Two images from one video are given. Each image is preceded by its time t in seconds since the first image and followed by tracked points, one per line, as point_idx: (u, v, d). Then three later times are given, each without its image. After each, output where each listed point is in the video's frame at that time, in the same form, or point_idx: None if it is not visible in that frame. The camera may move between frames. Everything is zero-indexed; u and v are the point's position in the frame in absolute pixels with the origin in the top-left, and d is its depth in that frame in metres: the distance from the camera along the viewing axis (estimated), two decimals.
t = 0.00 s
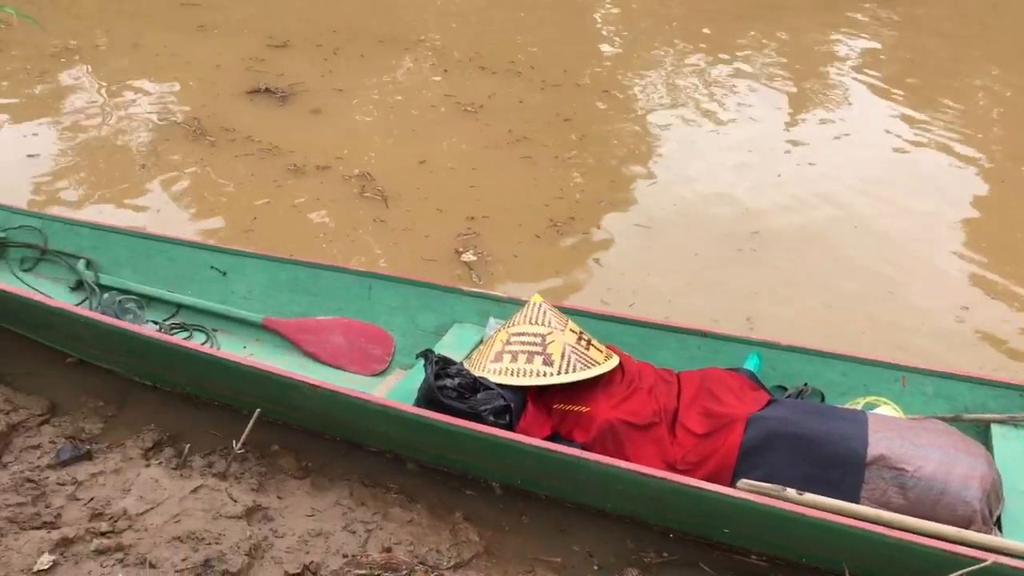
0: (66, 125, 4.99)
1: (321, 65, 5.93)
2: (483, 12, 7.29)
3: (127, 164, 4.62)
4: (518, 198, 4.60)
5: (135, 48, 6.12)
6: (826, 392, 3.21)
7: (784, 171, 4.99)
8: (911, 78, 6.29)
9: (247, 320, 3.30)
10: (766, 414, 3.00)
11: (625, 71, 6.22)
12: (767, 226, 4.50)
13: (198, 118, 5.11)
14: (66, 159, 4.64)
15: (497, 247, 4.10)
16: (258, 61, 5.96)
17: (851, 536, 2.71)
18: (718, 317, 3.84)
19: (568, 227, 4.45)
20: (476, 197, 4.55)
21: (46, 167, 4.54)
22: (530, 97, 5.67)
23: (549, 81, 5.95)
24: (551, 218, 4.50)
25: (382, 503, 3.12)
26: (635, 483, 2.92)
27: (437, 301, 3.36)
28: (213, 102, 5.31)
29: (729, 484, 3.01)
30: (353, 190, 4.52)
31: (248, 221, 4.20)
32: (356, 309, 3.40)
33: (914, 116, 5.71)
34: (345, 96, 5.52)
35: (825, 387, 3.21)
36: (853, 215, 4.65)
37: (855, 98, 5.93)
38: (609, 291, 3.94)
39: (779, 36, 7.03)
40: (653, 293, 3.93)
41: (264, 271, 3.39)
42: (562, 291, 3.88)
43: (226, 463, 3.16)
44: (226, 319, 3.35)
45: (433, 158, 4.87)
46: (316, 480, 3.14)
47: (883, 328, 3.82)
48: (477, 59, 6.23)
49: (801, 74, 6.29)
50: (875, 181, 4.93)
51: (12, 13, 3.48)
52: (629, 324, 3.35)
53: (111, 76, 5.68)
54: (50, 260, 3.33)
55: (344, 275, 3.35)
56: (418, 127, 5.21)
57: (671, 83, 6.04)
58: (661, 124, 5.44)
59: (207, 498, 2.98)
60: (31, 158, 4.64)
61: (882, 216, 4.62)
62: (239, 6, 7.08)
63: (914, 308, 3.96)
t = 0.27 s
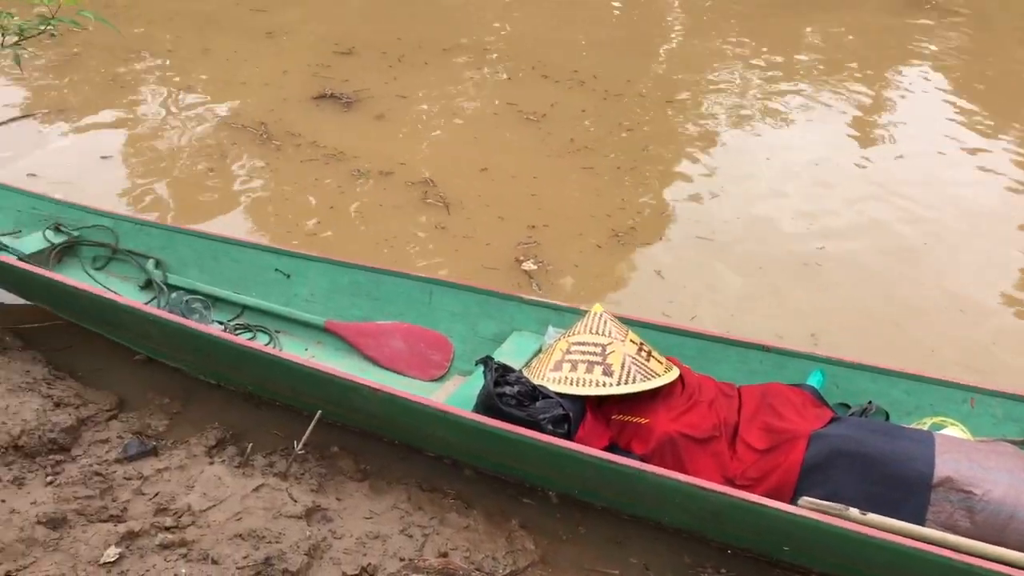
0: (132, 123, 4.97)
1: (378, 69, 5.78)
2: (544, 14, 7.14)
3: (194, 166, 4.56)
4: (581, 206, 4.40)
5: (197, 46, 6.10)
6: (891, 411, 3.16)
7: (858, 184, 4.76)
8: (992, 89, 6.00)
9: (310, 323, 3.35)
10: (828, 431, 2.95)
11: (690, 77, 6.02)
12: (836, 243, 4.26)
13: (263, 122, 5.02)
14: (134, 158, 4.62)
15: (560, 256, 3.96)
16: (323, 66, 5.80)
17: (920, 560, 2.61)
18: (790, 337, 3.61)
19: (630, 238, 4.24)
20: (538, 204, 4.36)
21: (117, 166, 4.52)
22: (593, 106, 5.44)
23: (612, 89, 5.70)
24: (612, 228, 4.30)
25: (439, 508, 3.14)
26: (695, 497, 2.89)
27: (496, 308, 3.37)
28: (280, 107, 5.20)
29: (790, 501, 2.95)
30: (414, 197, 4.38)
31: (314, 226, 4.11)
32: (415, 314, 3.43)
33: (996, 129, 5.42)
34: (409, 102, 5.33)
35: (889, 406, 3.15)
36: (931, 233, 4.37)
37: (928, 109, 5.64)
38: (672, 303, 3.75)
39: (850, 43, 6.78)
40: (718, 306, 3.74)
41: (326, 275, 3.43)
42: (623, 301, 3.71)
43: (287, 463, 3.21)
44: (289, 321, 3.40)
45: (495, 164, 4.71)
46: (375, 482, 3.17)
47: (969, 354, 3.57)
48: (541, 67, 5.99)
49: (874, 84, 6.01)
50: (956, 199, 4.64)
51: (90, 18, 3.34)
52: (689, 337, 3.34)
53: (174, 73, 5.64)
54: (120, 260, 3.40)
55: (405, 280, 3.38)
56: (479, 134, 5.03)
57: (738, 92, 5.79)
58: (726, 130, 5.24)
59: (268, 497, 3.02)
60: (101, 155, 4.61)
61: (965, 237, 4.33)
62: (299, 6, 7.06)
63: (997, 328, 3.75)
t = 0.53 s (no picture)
0: (198, 128, 5.06)
1: (437, 78, 5.81)
2: (602, 24, 7.10)
3: (258, 170, 4.64)
4: (639, 218, 4.35)
5: (261, 55, 6.21)
6: (955, 434, 3.09)
7: (926, 201, 4.61)
8: None
9: (368, 330, 3.39)
10: (890, 452, 2.89)
11: (751, 90, 5.91)
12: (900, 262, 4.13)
13: (324, 129, 5.08)
14: (199, 162, 4.69)
15: (618, 267, 3.94)
16: (384, 75, 5.85)
17: None
18: (855, 356, 3.49)
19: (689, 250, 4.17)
20: (596, 216, 4.35)
21: (184, 169, 4.59)
22: (654, 117, 5.38)
23: (671, 101, 5.64)
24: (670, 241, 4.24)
25: (492, 517, 3.13)
26: (752, 515, 2.83)
27: (553, 319, 3.38)
28: (341, 115, 5.26)
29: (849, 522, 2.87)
30: (472, 205, 4.40)
31: (373, 230, 4.16)
32: (472, 323, 3.45)
33: None
34: (469, 112, 5.35)
35: (953, 429, 3.09)
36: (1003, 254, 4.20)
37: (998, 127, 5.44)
38: (732, 318, 3.69)
39: (916, 57, 6.60)
40: (780, 321, 3.65)
41: (384, 282, 3.47)
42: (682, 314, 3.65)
43: (343, 467, 3.23)
44: (347, 327, 3.44)
45: (553, 175, 4.69)
46: (428, 489, 3.18)
47: None
48: (601, 78, 5.94)
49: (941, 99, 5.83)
50: None
51: (162, 24, 3.37)
52: (748, 352, 3.31)
53: (239, 81, 5.74)
54: (185, 262, 3.48)
55: (462, 289, 3.40)
56: (537, 145, 5.02)
57: (799, 106, 5.67)
58: (789, 145, 5.13)
59: (324, 500, 3.05)
60: (168, 160, 4.68)
61: None
62: (360, 15, 7.14)
63: None
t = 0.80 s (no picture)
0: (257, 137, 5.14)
1: (492, 91, 5.84)
2: (656, 39, 7.08)
3: (315, 179, 4.71)
4: (696, 234, 4.32)
5: (320, 65, 6.31)
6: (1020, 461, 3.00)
7: (992, 222, 4.47)
8: None
9: (420, 340, 3.41)
10: (950, 479, 2.79)
11: (809, 106, 5.83)
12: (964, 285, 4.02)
13: (380, 140, 5.13)
14: (258, 170, 4.77)
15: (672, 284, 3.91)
16: (441, 87, 5.90)
17: None
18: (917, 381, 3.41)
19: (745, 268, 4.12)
20: (651, 231, 4.33)
21: (243, 177, 4.67)
22: (710, 133, 5.34)
23: (728, 116, 5.59)
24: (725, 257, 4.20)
25: (542, 531, 3.12)
26: (808, 539, 2.76)
27: (606, 334, 3.35)
28: (397, 126, 5.31)
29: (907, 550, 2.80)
30: (527, 218, 4.41)
31: (428, 240, 4.19)
32: (524, 336, 3.45)
33: None
34: (525, 125, 5.37)
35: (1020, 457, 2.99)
36: None
37: None
38: (788, 338, 3.63)
39: (980, 74, 6.45)
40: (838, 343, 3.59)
41: (437, 293, 3.48)
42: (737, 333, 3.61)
43: (394, 477, 3.24)
44: (399, 336, 3.47)
45: (608, 190, 4.68)
46: (478, 502, 3.18)
47: None
48: (657, 93, 5.92)
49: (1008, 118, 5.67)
50: None
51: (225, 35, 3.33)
52: (804, 372, 3.26)
53: (298, 91, 5.83)
54: (242, 269, 3.55)
55: (515, 302, 3.40)
56: (592, 159, 5.01)
57: (858, 122, 5.56)
58: (848, 163, 5.04)
59: (376, 510, 3.05)
60: (227, 168, 4.75)
61: None
62: (415, 28, 7.22)
63: None
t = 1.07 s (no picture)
0: (308, 148, 5.22)
1: (539, 106, 5.86)
2: (703, 55, 7.06)
3: (365, 190, 4.76)
4: (745, 252, 4.30)
5: (370, 78, 6.39)
6: None
7: None
8: None
9: (465, 353, 3.43)
10: (1006, 507, 2.70)
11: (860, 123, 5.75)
12: None
13: (428, 153, 5.17)
14: (308, 181, 4.84)
15: (720, 302, 3.91)
16: (489, 101, 5.94)
17: None
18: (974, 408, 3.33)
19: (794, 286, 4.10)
20: (700, 248, 4.31)
21: (295, 189, 4.74)
22: (760, 150, 5.30)
23: (778, 134, 5.53)
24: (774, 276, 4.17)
25: (586, 549, 3.10)
26: (858, 565, 2.70)
27: (652, 351, 3.34)
28: (446, 139, 5.35)
29: None
30: (575, 233, 4.42)
31: (476, 253, 4.22)
32: (569, 351, 3.45)
33: None
34: (573, 140, 5.38)
35: None
36: None
37: None
38: (838, 359, 3.59)
39: None
40: (891, 366, 3.53)
41: (483, 306, 3.50)
42: (785, 354, 3.59)
43: (439, 490, 3.24)
44: (445, 349, 3.49)
45: (656, 206, 4.66)
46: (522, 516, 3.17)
47: None
48: (706, 109, 5.90)
49: None
50: None
51: (277, 46, 3.17)
52: (855, 395, 3.23)
53: (349, 103, 5.91)
54: (292, 279, 3.64)
55: (561, 317, 3.40)
56: (640, 174, 5.00)
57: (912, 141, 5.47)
58: (902, 182, 4.94)
59: (420, 522, 3.04)
60: (278, 179, 4.82)
61: None
62: (462, 41, 7.29)
63: None
